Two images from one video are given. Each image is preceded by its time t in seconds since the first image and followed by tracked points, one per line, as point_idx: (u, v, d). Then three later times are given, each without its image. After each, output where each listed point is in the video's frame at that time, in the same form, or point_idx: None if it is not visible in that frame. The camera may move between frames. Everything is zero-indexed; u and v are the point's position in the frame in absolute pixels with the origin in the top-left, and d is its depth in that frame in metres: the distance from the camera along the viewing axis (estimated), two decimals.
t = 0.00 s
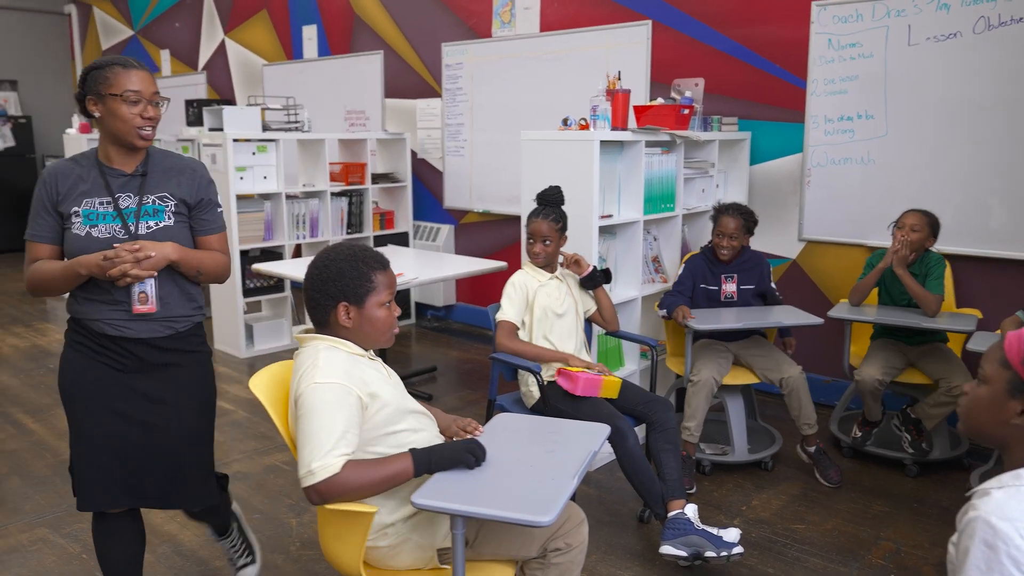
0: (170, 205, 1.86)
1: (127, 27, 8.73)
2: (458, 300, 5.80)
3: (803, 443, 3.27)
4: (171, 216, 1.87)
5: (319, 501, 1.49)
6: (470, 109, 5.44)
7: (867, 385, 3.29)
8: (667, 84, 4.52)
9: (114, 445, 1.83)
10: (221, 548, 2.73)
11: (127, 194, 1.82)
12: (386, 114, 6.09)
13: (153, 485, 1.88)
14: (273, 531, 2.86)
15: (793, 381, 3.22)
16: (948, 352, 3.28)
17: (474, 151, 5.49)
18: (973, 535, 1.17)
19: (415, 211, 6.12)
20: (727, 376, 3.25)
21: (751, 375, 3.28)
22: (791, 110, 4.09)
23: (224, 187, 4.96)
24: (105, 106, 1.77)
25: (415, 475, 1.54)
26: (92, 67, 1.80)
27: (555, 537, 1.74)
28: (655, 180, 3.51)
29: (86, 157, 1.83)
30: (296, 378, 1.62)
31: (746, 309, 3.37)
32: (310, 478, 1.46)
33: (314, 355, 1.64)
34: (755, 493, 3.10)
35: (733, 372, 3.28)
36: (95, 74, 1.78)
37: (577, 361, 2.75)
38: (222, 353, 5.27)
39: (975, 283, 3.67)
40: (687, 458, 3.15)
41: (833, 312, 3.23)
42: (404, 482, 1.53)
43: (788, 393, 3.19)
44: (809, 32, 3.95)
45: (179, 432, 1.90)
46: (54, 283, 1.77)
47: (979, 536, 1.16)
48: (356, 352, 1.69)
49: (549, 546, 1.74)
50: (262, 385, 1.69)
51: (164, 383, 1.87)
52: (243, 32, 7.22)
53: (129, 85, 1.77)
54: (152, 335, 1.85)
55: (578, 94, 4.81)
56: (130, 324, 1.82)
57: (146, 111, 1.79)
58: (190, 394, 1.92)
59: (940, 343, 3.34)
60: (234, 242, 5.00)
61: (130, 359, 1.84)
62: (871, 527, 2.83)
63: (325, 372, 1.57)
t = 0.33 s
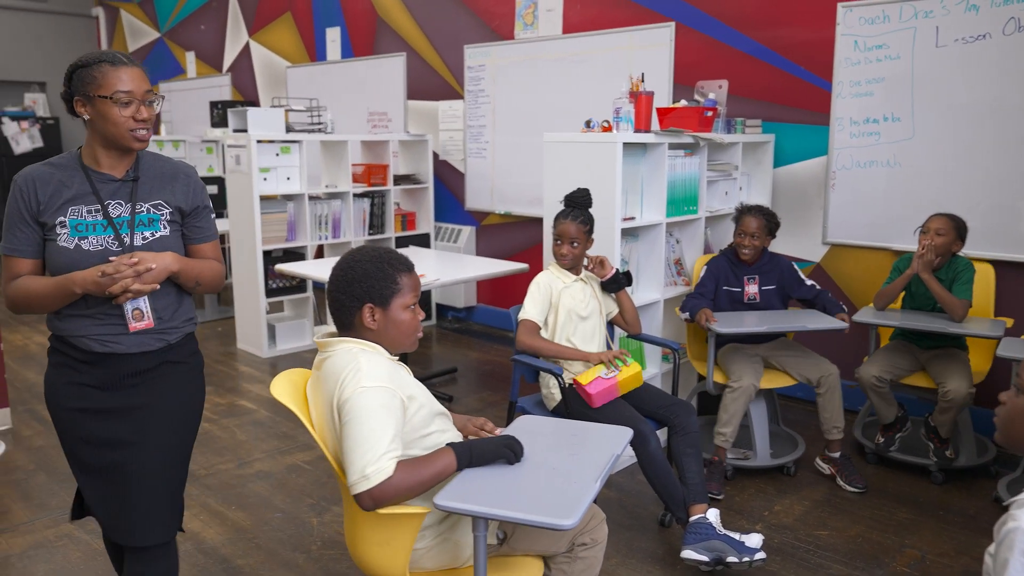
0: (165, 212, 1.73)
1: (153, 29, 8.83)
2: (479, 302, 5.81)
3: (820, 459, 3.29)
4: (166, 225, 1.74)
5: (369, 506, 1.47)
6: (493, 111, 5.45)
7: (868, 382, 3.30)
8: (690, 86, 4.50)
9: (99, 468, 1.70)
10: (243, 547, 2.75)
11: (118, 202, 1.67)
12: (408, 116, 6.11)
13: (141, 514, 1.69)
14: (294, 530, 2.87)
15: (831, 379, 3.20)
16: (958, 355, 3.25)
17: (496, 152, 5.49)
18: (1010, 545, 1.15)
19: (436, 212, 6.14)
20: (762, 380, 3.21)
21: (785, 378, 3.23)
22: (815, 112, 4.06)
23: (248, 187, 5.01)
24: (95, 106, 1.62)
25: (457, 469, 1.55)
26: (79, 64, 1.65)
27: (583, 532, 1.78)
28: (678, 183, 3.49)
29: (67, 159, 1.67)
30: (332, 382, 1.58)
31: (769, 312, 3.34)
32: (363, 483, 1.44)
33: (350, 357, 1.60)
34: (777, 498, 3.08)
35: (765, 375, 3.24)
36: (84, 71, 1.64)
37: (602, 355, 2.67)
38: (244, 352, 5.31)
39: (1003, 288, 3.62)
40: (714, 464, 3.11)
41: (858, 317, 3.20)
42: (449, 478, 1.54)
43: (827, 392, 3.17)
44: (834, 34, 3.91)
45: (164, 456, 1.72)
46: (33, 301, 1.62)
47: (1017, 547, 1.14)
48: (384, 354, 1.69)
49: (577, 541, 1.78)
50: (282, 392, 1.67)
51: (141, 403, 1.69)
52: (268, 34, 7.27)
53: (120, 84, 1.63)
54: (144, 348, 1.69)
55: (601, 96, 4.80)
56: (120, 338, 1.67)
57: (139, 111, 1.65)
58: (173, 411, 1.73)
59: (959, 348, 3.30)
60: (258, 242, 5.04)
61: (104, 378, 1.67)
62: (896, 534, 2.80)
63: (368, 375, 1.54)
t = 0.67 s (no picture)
0: (159, 230, 1.54)
1: (177, 31, 8.92)
2: (499, 303, 5.80)
3: (852, 462, 3.25)
4: (159, 244, 1.54)
5: (417, 504, 1.51)
6: (514, 112, 5.45)
7: (894, 387, 3.27)
8: (713, 87, 4.48)
9: (87, 510, 1.56)
10: (264, 545, 2.77)
11: (109, 213, 1.50)
12: (429, 117, 6.13)
13: (116, 567, 1.51)
14: (314, 529, 2.88)
15: (853, 383, 3.17)
16: (987, 361, 3.19)
17: (516, 154, 5.49)
18: None
19: (457, 213, 6.15)
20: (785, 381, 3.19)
21: (806, 381, 3.21)
22: (839, 113, 4.02)
23: (271, 188, 5.04)
24: (92, 110, 1.47)
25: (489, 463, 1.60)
26: (82, 62, 1.50)
27: (604, 531, 1.80)
28: (700, 185, 3.48)
29: (64, 164, 1.52)
30: (366, 383, 1.59)
31: (795, 315, 3.31)
32: (415, 481, 1.48)
33: (383, 357, 1.62)
34: (799, 503, 3.05)
35: (789, 378, 3.21)
36: (85, 71, 1.49)
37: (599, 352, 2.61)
38: (265, 352, 5.35)
39: None
40: (768, 462, 3.08)
41: (881, 320, 3.16)
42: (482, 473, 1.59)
43: (849, 397, 3.14)
44: (859, 34, 3.87)
45: (151, 506, 1.52)
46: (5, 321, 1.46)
47: None
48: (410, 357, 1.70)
49: (598, 540, 1.80)
50: (306, 396, 1.67)
51: (116, 441, 1.50)
52: (290, 35, 7.32)
53: (122, 88, 1.48)
54: (119, 382, 1.50)
55: (623, 97, 4.78)
56: (94, 369, 1.48)
57: (139, 121, 1.49)
58: (155, 457, 1.53)
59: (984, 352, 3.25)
60: (280, 243, 5.07)
61: (76, 411, 1.50)
62: (920, 541, 2.77)
63: (406, 374, 1.57)
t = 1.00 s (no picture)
0: (179, 241, 1.40)
1: (223, 38, 9.08)
2: (538, 308, 5.80)
3: (892, 477, 3.19)
4: (181, 256, 1.41)
5: (458, 507, 1.52)
6: (554, 118, 5.44)
7: (942, 399, 3.19)
8: (756, 92, 4.44)
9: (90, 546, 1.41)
10: (304, 546, 2.79)
11: (126, 222, 1.39)
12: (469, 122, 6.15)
13: None
14: (354, 531, 2.91)
15: (904, 395, 3.10)
16: None
17: (557, 159, 5.49)
18: None
19: (496, 218, 6.17)
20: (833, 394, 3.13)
21: (853, 393, 3.16)
22: (886, 119, 3.95)
23: (312, 192, 5.10)
24: (111, 110, 1.36)
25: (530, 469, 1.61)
26: (103, 57, 1.39)
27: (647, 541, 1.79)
28: (743, 191, 3.44)
29: (82, 166, 1.42)
30: (407, 386, 1.60)
31: (838, 323, 3.25)
32: (457, 485, 1.50)
33: (425, 360, 1.63)
34: (842, 516, 3.00)
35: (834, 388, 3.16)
36: (107, 67, 1.38)
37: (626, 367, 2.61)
38: (306, 354, 5.41)
39: None
40: (808, 484, 3.00)
41: (930, 330, 3.10)
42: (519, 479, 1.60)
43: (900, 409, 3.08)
44: (908, 38, 3.80)
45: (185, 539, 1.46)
46: (23, 338, 1.40)
47: None
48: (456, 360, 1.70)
49: (640, 549, 1.79)
50: (351, 397, 1.69)
51: (161, 473, 1.42)
52: (333, 41, 7.41)
53: (147, 88, 1.36)
54: (141, 405, 1.39)
55: (664, 102, 4.75)
56: (109, 394, 1.38)
57: (165, 126, 1.37)
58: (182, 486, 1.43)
59: None
60: (321, 246, 5.13)
61: (117, 439, 1.39)
62: (969, 558, 2.70)
63: (446, 378, 1.58)
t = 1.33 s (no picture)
0: (224, 257, 1.34)
1: (276, 43, 9.24)
2: (584, 313, 5.78)
3: (948, 493, 3.10)
4: (227, 273, 1.35)
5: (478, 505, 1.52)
6: (603, 121, 5.42)
7: (1004, 412, 3.09)
8: (810, 96, 4.36)
9: None
10: (352, 546, 2.82)
11: (165, 242, 1.30)
12: (518, 126, 6.16)
13: None
14: (401, 532, 2.92)
15: (961, 407, 3.02)
16: None
17: (605, 163, 5.46)
18: None
19: (544, 222, 6.17)
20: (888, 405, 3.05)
21: (911, 404, 3.09)
22: (946, 123, 3.85)
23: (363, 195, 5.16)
24: (136, 122, 1.25)
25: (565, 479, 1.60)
26: (128, 61, 1.27)
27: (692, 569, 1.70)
28: (797, 196, 3.38)
29: (100, 182, 1.31)
30: (448, 380, 1.64)
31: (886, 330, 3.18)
32: (478, 483, 1.49)
33: (465, 360, 1.65)
34: (898, 530, 2.92)
35: (889, 397, 3.10)
36: (131, 73, 1.25)
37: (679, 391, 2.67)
38: (354, 355, 5.47)
39: None
40: (863, 497, 2.94)
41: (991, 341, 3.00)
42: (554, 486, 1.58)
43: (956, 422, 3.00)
44: (970, 40, 3.70)
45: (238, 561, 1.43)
46: (48, 375, 1.28)
47: None
48: (503, 361, 1.70)
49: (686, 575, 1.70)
50: (404, 390, 1.72)
51: (220, 502, 1.39)
52: (383, 46, 7.49)
53: (177, 97, 1.24)
54: (201, 433, 1.34)
55: (716, 106, 4.70)
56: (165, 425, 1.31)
57: (196, 138, 1.27)
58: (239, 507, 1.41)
59: None
60: (370, 248, 5.19)
61: (176, 472, 1.33)
62: None
63: (481, 377, 1.58)
